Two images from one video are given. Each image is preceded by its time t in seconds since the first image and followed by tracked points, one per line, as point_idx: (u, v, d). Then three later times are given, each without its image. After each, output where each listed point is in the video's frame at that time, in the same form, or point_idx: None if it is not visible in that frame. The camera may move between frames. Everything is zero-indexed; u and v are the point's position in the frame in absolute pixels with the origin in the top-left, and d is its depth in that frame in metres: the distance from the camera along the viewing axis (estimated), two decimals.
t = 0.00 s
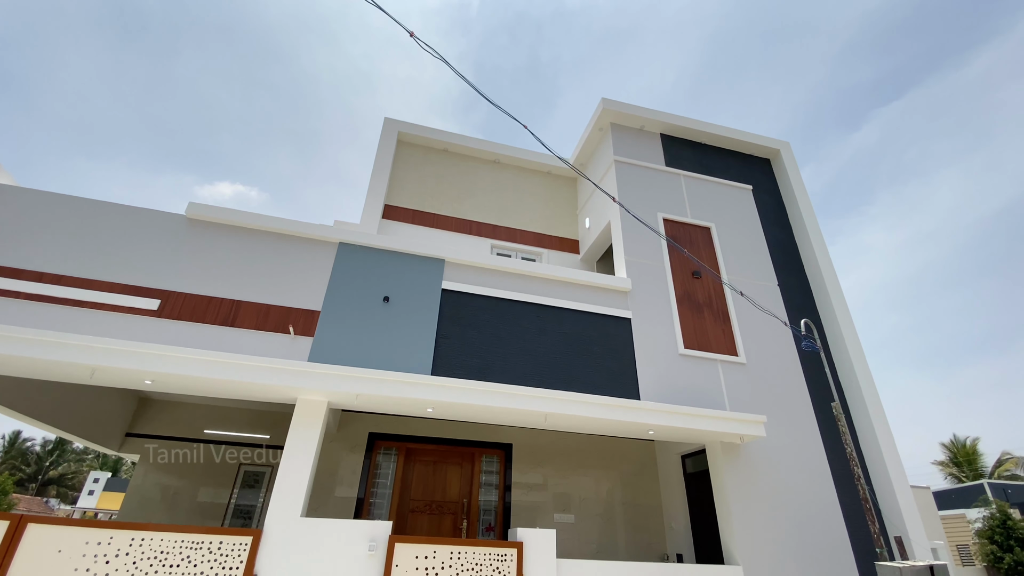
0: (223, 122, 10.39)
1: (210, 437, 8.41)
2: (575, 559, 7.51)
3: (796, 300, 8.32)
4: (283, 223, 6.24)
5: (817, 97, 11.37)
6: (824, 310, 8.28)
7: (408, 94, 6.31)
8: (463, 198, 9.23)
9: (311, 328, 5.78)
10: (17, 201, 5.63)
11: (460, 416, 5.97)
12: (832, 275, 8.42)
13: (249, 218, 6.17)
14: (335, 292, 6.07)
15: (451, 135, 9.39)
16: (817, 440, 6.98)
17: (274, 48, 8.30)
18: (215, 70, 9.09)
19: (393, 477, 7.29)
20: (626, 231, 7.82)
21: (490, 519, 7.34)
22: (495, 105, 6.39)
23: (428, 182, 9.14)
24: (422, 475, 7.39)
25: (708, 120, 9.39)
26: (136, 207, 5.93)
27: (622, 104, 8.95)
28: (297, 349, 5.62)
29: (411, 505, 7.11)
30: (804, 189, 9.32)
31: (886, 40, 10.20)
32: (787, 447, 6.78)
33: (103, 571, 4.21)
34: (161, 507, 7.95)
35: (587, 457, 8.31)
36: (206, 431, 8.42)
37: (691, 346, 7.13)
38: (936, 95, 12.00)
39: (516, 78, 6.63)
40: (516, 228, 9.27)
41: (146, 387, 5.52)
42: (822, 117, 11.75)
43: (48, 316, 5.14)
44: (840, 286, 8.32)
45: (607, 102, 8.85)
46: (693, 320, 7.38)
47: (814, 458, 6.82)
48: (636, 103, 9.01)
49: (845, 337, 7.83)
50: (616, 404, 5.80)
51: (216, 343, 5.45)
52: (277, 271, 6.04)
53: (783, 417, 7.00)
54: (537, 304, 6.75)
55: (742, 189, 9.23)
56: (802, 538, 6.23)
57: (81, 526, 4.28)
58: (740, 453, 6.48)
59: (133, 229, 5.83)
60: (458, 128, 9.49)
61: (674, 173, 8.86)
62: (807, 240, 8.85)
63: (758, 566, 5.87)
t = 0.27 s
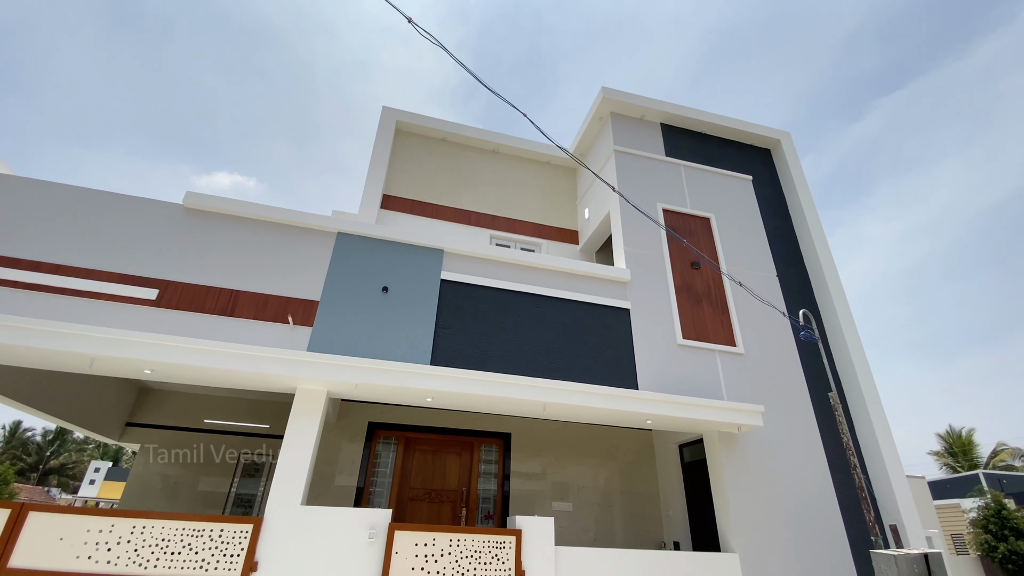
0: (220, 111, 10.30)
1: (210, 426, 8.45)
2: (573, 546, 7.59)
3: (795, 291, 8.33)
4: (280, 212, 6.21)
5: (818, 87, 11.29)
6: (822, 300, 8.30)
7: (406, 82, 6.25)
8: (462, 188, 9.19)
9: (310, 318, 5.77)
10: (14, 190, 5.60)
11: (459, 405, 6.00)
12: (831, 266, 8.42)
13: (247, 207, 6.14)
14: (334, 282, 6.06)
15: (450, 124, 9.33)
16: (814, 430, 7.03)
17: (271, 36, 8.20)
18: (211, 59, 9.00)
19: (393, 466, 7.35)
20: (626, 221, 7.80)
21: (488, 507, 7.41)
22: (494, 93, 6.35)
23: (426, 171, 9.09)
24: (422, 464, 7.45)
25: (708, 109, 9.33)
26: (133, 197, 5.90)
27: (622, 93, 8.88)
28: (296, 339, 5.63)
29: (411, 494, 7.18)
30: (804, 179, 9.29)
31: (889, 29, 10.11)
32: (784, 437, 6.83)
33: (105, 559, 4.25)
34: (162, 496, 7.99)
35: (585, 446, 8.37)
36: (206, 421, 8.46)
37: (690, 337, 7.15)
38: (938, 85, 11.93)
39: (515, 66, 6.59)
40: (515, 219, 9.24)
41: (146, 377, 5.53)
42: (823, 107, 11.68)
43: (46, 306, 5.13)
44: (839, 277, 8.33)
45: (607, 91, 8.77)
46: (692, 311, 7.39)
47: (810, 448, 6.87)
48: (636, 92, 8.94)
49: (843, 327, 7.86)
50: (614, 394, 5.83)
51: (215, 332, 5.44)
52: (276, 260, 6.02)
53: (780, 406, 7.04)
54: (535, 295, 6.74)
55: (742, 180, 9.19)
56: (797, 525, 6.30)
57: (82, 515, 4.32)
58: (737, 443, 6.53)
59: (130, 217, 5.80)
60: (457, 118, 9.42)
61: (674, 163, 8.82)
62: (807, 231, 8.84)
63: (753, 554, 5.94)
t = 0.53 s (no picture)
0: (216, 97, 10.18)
1: (210, 414, 8.50)
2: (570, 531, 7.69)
3: (794, 279, 8.34)
4: (278, 200, 6.17)
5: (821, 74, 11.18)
6: (821, 289, 8.31)
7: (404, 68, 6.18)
8: (461, 176, 9.13)
9: (310, 306, 5.77)
10: (10, 176, 5.55)
11: (459, 393, 6.03)
12: (830, 254, 8.42)
13: (245, 195, 6.11)
14: (333, 271, 6.05)
15: (448, 111, 9.24)
16: (811, 417, 7.09)
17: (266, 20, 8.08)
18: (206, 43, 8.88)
19: (393, 453, 7.42)
20: (625, 210, 7.77)
21: (488, 493, 7.49)
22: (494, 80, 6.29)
23: (425, 159, 9.03)
24: (422, 450, 7.51)
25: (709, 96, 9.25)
26: (130, 183, 5.86)
27: (623, 80, 8.78)
28: (295, 327, 5.63)
29: (410, 480, 7.26)
30: (804, 168, 9.25)
31: (893, 14, 9.99)
32: (781, 424, 6.89)
33: (108, 543, 4.30)
34: (164, 483, 8.06)
35: (584, 433, 8.43)
36: (206, 408, 8.50)
37: (688, 325, 7.16)
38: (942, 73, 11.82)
39: (514, 52, 6.52)
40: (515, 207, 9.21)
41: (146, 364, 5.54)
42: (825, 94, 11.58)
43: (44, 293, 5.12)
44: (838, 265, 8.33)
45: (608, 78, 8.68)
46: (691, 299, 7.40)
47: (806, 435, 6.93)
48: (637, 78, 8.85)
49: (841, 316, 7.88)
50: (613, 382, 5.87)
51: (215, 320, 5.45)
52: (274, 248, 6.00)
53: (777, 394, 7.09)
54: (535, 283, 6.74)
55: (743, 168, 9.15)
56: (792, 511, 6.38)
57: (85, 501, 4.36)
58: (734, 430, 6.59)
59: (127, 205, 5.76)
60: (456, 104, 9.32)
61: (674, 150, 8.76)
62: (807, 220, 8.82)
63: (748, 539, 6.03)
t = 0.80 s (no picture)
0: (211, 81, 10.04)
1: (211, 399, 8.54)
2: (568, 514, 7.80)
3: (793, 266, 8.34)
4: (276, 185, 6.13)
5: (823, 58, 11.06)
6: (820, 276, 8.32)
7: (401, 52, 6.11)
8: (460, 161, 9.07)
9: (309, 292, 5.77)
10: (5, 161, 5.50)
11: (458, 378, 6.06)
12: (830, 241, 8.42)
13: (242, 180, 6.06)
14: (332, 257, 6.03)
15: (447, 95, 9.14)
16: (807, 402, 7.16)
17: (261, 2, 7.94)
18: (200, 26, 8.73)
19: (393, 438, 7.49)
20: (625, 196, 7.73)
21: (487, 477, 7.58)
22: (493, 61, 6.22)
23: (423, 144, 8.95)
24: (421, 435, 7.58)
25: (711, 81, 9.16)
26: (126, 168, 5.80)
27: (623, 63, 8.68)
28: (295, 312, 5.64)
29: (411, 464, 7.34)
30: (805, 153, 9.20)
31: None
32: (777, 409, 6.95)
33: (112, 526, 4.35)
34: (166, 468, 8.13)
35: (582, 419, 8.50)
36: (207, 394, 8.54)
37: (687, 311, 7.18)
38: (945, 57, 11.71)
39: (512, 34, 6.44)
40: (514, 193, 9.16)
41: (146, 350, 5.55)
42: (827, 79, 11.46)
43: (42, 279, 5.10)
44: (838, 252, 8.33)
45: (608, 61, 8.57)
46: (690, 285, 7.41)
47: (802, 420, 7.00)
48: (638, 62, 8.75)
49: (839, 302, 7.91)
50: (611, 367, 5.90)
51: (214, 306, 5.44)
52: (273, 234, 5.98)
53: (774, 380, 7.14)
54: (534, 269, 6.74)
55: (743, 153, 9.09)
56: (787, 494, 6.47)
57: (88, 484, 4.40)
58: (731, 415, 6.65)
59: (123, 190, 5.72)
60: (454, 88, 9.22)
61: (674, 136, 8.69)
62: (807, 206, 8.80)
63: (744, 522, 6.12)
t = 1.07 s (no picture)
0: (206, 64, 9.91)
1: (212, 384, 8.59)
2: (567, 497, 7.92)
3: (793, 251, 8.33)
4: (274, 169, 6.09)
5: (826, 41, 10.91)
6: (820, 261, 8.32)
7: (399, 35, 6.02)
8: (459, 146, 8.99)
9: (308, 278, 5.77)
10: None
11: (458, 363, 6.09)
12: (830, 226, 8.39)
13: (240, 164, 6.01)
14: (331, 242, 6.01)
15: (445, 78, 9.03)
16: (804, 386, 7.21)
17: None
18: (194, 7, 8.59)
19: (394, 422, 7.55)
20: (625, 181, 7.69)
21: (487, 460, 7.67)
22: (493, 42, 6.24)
23: (422, 128, 8.87)
24: (422, 419, 7.65)
25: (713, 64, 9.05)
26: (122, 152, 5.75)
27: (624, 46, 8.55)
28: (295, 298, 5.64)
29: (411, 447, 7.42)
30: (807, 138, 9.13)
31: None
32: (774, 393, 7.00)
33: (116, 508, 4.41)
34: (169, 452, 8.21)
35: (581, 404, 8.57)
36: (208, 379, 8.59)
37: (686, 297, 7.19)
38: (951, 40, 11.51)
39: (512, 15, 6.33)
40: (513, 178, 9.10)
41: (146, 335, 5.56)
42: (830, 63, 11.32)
43: (41, 264, 5.09)
44: (838, 237, 8.32)
45: (609, 43, 8.45)
46: (690, 271, 7.41)
47: (799, 404, 7.06)
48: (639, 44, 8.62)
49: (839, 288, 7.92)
50: (610, 352, 5.93)
51: (214, 291, 5.44)
52: (271, 219, 5.95)
53: (772, 365, 7.18)
54: (534, 255, 6.72)
55: (745, 138, 9.02)
56: (783, 478, 6.55)
57: (92, 467, 4.45)
58: (729, 399, 6.71)
59: (120, 174, 5.67)
60: (453, 72, 9.10)
61: (675, 120, 8.61)
62: (808, 191, 8.76)
63: (740, 505, 6.20)
